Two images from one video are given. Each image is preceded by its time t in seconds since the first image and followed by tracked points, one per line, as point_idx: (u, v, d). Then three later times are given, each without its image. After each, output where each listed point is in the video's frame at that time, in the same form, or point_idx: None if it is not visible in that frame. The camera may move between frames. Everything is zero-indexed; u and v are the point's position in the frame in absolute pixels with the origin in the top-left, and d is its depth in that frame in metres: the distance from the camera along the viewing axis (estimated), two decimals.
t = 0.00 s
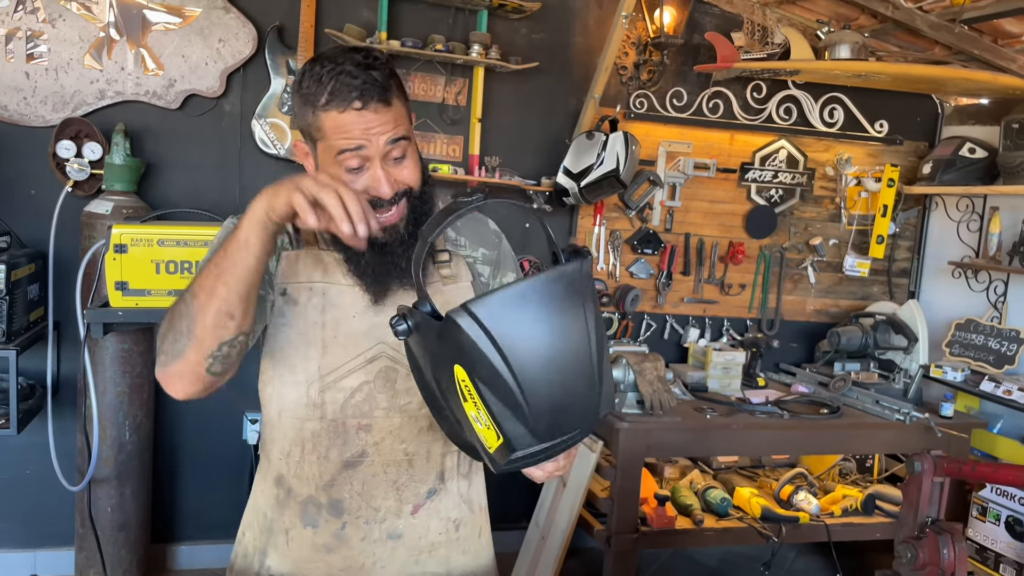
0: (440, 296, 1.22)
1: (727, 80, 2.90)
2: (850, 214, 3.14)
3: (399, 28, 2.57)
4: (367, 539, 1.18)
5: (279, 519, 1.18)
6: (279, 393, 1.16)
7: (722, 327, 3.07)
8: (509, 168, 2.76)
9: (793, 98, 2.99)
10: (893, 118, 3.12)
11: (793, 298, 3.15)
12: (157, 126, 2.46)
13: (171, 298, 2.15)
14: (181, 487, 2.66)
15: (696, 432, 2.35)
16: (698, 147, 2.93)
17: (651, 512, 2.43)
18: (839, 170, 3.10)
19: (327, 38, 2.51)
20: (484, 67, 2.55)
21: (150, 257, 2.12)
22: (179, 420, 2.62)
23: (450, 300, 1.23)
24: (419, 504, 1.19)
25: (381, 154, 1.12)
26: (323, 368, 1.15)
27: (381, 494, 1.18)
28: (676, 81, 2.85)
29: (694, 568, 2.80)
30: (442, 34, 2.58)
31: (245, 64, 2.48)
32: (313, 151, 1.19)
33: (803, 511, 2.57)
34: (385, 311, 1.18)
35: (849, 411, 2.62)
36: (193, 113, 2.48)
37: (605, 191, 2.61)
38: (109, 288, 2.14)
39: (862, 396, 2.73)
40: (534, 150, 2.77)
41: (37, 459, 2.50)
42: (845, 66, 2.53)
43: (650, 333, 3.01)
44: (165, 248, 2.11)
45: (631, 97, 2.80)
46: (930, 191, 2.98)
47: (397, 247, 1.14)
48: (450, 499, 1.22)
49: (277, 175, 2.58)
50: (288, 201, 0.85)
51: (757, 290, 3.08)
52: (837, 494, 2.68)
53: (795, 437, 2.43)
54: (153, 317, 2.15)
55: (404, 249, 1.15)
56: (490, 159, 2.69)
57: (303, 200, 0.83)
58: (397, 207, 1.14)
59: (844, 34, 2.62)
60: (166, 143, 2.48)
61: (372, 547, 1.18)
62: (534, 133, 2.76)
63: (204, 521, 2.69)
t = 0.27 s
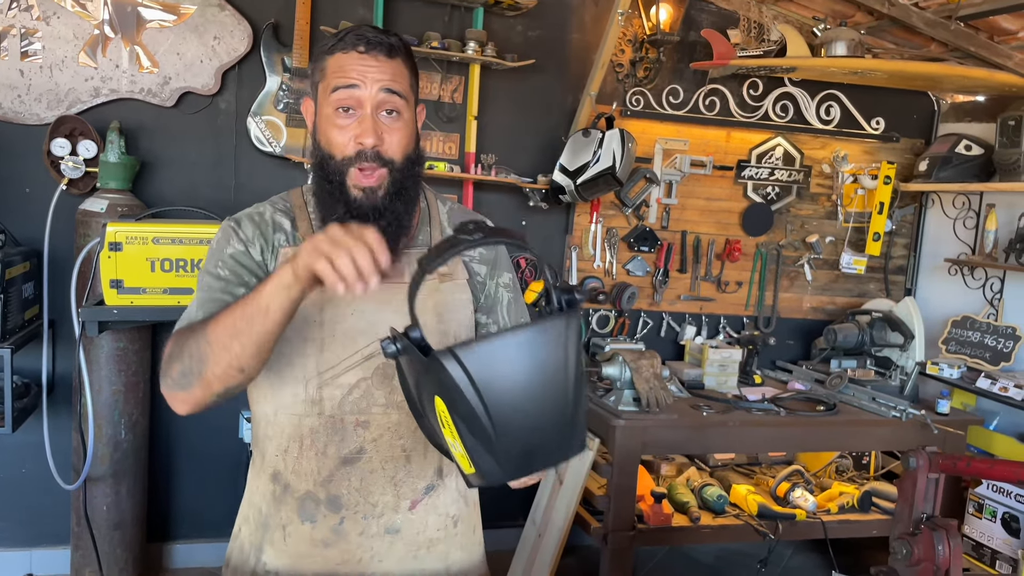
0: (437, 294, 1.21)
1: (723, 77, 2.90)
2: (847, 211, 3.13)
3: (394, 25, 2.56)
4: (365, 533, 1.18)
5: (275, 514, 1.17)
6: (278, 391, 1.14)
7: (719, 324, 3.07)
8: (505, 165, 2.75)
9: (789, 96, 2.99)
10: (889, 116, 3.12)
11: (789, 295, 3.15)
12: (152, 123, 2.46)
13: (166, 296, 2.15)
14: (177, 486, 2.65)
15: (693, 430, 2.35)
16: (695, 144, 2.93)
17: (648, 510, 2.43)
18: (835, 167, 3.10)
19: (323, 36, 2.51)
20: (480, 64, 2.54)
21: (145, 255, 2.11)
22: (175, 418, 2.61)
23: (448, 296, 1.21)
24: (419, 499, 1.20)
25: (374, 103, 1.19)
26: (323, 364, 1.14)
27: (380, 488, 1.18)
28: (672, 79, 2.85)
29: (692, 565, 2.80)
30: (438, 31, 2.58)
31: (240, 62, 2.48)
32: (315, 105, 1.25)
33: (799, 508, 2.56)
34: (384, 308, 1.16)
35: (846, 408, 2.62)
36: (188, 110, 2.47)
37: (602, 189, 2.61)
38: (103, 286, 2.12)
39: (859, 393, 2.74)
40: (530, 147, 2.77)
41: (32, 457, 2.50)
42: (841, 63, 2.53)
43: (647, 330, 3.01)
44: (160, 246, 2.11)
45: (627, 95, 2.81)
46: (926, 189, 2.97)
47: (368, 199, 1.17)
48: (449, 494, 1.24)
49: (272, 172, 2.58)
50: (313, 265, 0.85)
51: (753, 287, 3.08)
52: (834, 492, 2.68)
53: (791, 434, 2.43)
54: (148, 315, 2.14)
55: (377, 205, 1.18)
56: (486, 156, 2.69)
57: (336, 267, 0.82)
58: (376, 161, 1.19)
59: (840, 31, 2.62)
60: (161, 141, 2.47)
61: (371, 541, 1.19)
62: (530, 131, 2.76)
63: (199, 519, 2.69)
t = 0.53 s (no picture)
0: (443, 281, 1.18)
1: (718, 72, 2.89)
2: (843, 206, 3.14)
3: (389, 20, 2.56)
4: (344, 512, 1.17)
5: (259, 478, 1.15)
6: (277, 356, 1.13)
7: (715, 319, 3.06)
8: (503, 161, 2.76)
9: (785, 91, 2.99)
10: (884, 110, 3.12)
11: (786, 291, 3.15)
12: (146, 119, 2.45)
13: (160, 293, 2.15)
14: (172, 483, 2.65)
15: (689, 425, 2.35)
16: (690, 140, 2.92)
17: (644, 505, 2.42)
18: (831, 162, 3.09)
19: (317, 31, 2.50)
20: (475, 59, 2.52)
21: (139, 251, 2.10)
22: (170, 414, 2.60)
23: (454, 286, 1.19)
24: (402, 484, 1.19)
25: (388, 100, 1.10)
26: (323, 334, 1.15)
27: (365, 469, 1.17)
28: (667, 74, 2.84)
29: (688, 560, 2.80)
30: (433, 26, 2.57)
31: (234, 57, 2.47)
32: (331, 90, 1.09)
33: (795, 503, 2.56)
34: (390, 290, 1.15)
35: (842, 403, 2.63)
36: (181, 106, 2.47)
37: (597, 184, 2.61)
38: (97, 283, 2.12)
39: (854, 388, 2.75)
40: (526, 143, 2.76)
41: (27, 455, 2.49)
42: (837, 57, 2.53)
43: (643, 326, 3.01)
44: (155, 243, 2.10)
45: (623, 90, 2.80)
46: (922, 184, 2.97)
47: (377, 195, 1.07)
48: (434, 485, 1.21)
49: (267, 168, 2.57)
50: (359, 65, 0.82)
51: (749, 282, 3.08)
52: (830, 487, 2.69)
53: (787, 429, 2.43)
54: (143, 312, 2.13)
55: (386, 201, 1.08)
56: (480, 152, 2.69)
57: (386, 53, 0.80)
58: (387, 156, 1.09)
59: (836, 26, 2.61)
60: (155, 137, 2.46)
61: (350, 523, 1.17)
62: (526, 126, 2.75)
63: (193, 516, 2.68)
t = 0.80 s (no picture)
0: (458, 267, 1.20)
1: (714, 66, 2.88)
2: (839, 200, 3.14)
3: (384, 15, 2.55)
4: (332, 493, 1.17)
5: (263, 451, 1.18)
6: (286, 331, 1.15)
7: (711, 314, 3.06)
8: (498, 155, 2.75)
9: (782, 84, 2.98)
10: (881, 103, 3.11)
11: (782, 285, 3.14)
12: (140, 114, 2.43)
13: (154, 289, 2.14)
14: (168, 480, 2.64)
15: (685, 419, 2.35)
16: (686, 134, 2.92)
17: (641, 499, 2.43)
18: (827, 157, 3.09)
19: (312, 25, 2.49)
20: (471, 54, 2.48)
21: (133, 247, 2.10)
22: (166, 409, 2.60)
23: (468, 272, 1.20)
24: (395, 472, 1.19)
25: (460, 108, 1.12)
26: (328, 309, 1.14)
27: (357, 453, 1.17)
28: (664, 68, 2.84)
29: (685, 555, 2.81)
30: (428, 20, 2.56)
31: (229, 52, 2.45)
32: (374, 104, 1.19)
33: (792, 497, 2.57)
34: (402, 271, 1.17)
35: (838, 396, 2.63)
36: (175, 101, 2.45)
37: (593, 178, 2.60)
38: (91, 279, 2.11)
39: (851, 381, 2.75)
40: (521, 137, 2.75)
41: (22, 451, 2.49)
42: (832, 50, 2.52)
43: (639, 321, 3.00)
44: (149, 238, 2.10)
45: (618, 84, 2.78)
46: (918, 177, 2.97)
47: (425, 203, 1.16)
48: (432, 480, 1.20)
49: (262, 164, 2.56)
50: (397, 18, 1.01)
51: (745, 277, 3.08)
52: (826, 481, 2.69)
53: (783, 423, 2.43)
54: (137, 308, 2.12)
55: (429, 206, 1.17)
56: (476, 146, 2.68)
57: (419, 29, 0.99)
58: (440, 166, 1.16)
59: (832, 19, 2.61)
60: (150, 133, 2.45)
61: (339, 509, 1.18)
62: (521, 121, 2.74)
63: (189, 512, 2.68)
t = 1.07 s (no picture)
0: (468, 268, 1.21)
1: (710, 61, 2.88)
2: (835, 194, 3.12)
3: (379, 11, 2.54)
4: (335, 498, 1.18)
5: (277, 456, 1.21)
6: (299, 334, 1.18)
7: (708, 310, 3.06)
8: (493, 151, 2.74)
9: (777, 80, 2.98)
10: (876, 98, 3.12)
11: (778, 280, 3.14)
12: (134, 111, 2.42)
13: (149, 286, 2.13)
14: (165, 478, 2.64)
15: (681, 415, 2.35)
16: (682, 129, 2.91)
17: (638, 495, 2.42)
18: (823, 152, 3.09)
19: (306, 20, 2.48)
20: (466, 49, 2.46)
21: (128, 244, 2.09)
22: (163, 406, 2.59)
23: (477, 275, 1.21)
24: (397, 479, 1.18)
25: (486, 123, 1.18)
26: (335, 312, 1.16)
27: (360, 457, 1.17)
28: (659, 63, 2.83)
29: (682, 550, 2.81)
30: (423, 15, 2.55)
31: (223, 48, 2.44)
32: (404, 105, 1.26)
33: (788, 493, 2.57)
34: (409, 273, 1.19)
35: (834, 391, 2.63)
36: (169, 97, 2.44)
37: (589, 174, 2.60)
38: (86, 276, 2.10)
39: (847, 376, 2.75)
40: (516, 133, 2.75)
41: (18, 449, 2.48)
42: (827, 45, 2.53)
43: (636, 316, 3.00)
44: (144, 235, 2.09)
45: (615, 79, 2.79)
46: (914, 172, 2.96)
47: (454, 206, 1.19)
48: (437, 488, 1.20)
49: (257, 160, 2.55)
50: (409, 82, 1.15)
51: (742, 272, 3.08)
52: (822, 476, 2.69)
53: (780, 418, 2.43)
54: (132, 305, 2.12)
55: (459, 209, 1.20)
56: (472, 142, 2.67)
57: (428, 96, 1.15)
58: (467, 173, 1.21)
59: (828, 14, 2.60)
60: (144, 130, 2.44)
61: (341, 514, 1.18)
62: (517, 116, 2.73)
63: (186, 509, 2.68)
